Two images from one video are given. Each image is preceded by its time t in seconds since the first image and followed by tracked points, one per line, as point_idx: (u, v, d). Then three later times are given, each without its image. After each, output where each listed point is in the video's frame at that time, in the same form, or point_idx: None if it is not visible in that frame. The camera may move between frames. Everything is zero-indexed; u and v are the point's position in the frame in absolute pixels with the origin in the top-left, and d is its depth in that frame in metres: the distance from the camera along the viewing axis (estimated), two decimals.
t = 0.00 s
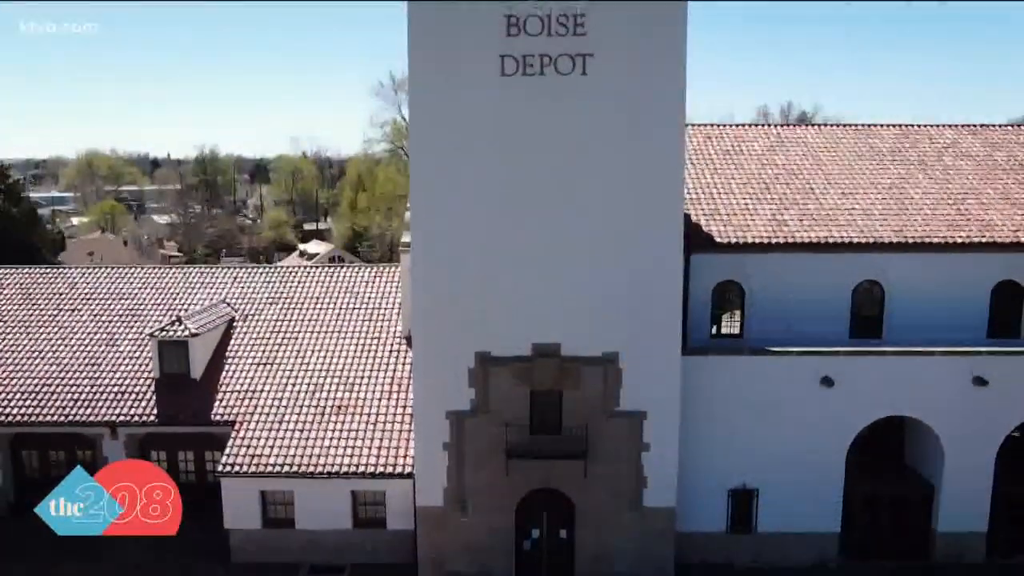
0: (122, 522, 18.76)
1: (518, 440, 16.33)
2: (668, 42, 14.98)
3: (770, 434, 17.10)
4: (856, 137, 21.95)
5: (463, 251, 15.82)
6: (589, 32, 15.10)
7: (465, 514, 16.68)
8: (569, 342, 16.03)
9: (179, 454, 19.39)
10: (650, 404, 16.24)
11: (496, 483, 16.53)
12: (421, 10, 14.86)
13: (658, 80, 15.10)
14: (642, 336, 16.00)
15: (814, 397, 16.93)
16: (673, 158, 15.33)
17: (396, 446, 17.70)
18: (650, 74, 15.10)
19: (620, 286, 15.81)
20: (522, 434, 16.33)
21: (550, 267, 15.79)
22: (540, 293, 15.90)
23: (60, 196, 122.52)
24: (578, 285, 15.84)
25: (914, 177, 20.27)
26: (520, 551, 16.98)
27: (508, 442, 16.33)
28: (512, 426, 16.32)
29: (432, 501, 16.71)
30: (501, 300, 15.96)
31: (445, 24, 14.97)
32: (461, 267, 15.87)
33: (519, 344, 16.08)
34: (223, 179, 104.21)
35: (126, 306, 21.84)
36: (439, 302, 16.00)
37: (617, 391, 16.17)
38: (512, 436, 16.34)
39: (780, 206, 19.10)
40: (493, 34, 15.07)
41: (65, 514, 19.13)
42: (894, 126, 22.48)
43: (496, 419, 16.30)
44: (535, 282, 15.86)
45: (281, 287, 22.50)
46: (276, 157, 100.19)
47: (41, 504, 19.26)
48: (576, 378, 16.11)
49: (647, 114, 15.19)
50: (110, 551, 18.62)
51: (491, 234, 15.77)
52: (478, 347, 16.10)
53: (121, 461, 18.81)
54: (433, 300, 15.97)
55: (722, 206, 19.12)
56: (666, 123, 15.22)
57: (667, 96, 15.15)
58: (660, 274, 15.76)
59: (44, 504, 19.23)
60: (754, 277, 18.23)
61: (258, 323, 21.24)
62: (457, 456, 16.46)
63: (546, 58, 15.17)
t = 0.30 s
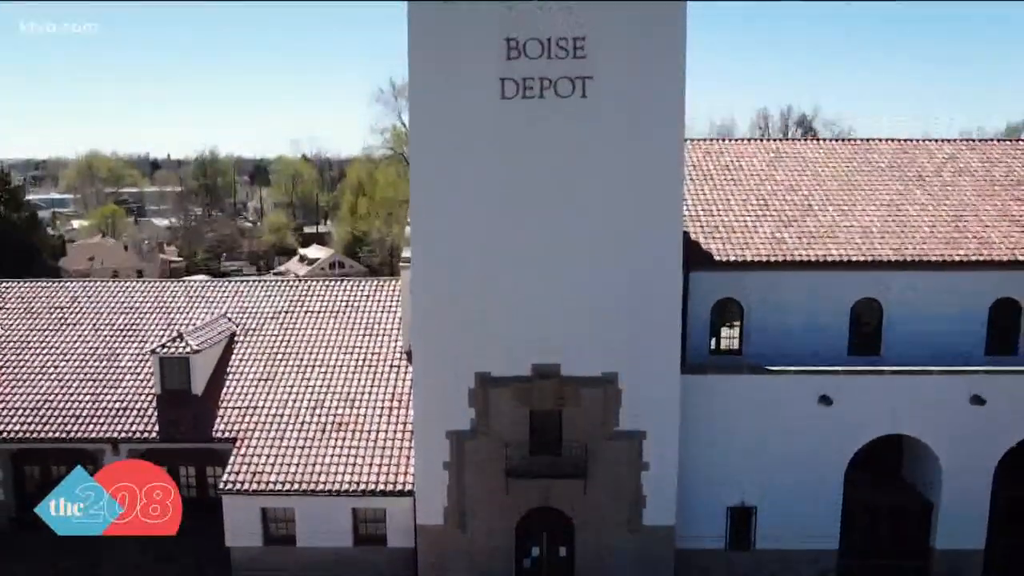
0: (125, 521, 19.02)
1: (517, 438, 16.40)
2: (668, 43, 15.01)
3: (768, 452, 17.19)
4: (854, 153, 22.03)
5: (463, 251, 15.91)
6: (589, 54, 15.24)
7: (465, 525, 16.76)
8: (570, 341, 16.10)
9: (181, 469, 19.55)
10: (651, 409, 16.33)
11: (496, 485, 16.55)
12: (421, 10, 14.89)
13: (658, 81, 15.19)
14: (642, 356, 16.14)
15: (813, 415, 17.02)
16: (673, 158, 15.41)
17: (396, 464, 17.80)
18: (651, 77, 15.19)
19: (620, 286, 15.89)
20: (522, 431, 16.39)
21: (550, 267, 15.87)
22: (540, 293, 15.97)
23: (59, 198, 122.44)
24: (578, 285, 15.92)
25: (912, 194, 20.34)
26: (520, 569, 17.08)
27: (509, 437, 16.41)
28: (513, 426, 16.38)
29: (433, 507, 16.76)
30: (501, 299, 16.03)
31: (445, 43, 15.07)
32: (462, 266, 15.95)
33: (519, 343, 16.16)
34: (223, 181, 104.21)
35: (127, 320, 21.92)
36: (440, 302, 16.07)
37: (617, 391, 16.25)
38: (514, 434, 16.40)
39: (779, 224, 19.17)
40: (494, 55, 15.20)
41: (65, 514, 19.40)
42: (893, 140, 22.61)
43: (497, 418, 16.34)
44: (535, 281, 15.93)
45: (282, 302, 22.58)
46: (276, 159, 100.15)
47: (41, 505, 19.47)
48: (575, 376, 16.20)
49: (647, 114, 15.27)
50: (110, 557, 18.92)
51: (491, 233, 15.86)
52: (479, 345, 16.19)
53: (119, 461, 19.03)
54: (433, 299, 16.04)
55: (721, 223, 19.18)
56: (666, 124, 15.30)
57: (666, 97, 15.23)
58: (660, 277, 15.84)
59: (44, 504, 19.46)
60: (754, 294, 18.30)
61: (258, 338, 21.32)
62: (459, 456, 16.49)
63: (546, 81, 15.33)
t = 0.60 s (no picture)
0: (126, 522, 19.02)
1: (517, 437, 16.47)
2: (668, 42, 15.09)
3: (767, 471, 17.28)
4: (852, 169, 22.12)
5: (463, 251, 15.99)
6: (588, 78, 15.39)
7: (467, 537, 16.87)
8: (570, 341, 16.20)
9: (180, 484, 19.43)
10: (651, 411, 16.42)
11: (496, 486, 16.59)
12: (421, 10, 15.00)
13: (657, 80, 15.29)
14: (641, 375, 16.29)
15: (812, 434, 17.11)
16: (672, 158, 15.52)
17: (395, 482, 17.92)
18: (650, 79, 15.30)
19: (620, 285, 15.99)
20: (522, 431, 16.45)
21: (550, 267, 15.97)
22: (540, 292, 16.06)
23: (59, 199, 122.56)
24: (578, 285, 16.01)
25: (910, 211, 20.42)
26: None
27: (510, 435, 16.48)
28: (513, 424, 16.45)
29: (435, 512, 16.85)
30: (501, 298, 16.11)
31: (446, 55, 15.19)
32: (462, 266, 16.02)
33: (520, 341, 16.24)
34: (223, 184, 104.32)
35: (129, 335, 22.03)
36: (440, 301, 16.15)
37: (617, 390, 16.35)
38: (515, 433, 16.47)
39: (778, 241, 19.26)
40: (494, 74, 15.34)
41: (65, 513, 19.31)
42: (892, 156, 22.71)
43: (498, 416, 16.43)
44: (536, 280, 16.01)
45: (283, 316, 22.69)
46: (275, 162, 100.24)
47: (41, 505, 19.42)
48: (576, 374, 16.31)
49: (646, 114, 15.38)
50: None
51: (491, 234, 15.94)
52: (479, 343, 16.27)
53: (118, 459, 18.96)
54: (434, 298, 16.12)
55: (720, 241, 19.28)
56: (665, 124, 15.40)
57: (666, 98, 15.34)
58: (660, 276, 15.94)
59: (44, 504, 19.40)
60: (752, 312, 18.39)
61: (259, 353, 21.43)
62: (460, 454, 16.57)
63: (546, 104, 15.49)
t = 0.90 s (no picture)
0: (127, 522, 19.11)
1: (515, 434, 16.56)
2: (667, 43, 15.13)
3: (764, 489, 17.40)
4: (851, 184, 22.20)
5: (461, 252, 16.08)
6: (587, 101, 15.52)
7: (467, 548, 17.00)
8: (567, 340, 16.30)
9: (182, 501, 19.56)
10: (650, 413, 16.51)
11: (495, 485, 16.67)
12: (421, 10, 15.07)
13: (657, 86, 15.38)
14: (639, 395, 16.47)
15: (810, 453, 17.22)
16: (670, 159, 15.62)
17: (395, 499, 18.04)
18: (646, 83, 15.39)
19: (619, 287, 16.07)
20: (521, 429, 16.54)
21: (548, 268, 16.06)
22: (538, 292, 16.15)
23: (59, 202, 122.62)
24: (576, 286, 16.10)
25: (908, 228, 20.50)
26: None
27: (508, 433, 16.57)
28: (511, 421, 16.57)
29: (434, 513, 16.96)
30: (498, 298, 16.20)
31: (446, 56, 15.23)
32: (460, 266, 16.10)
33: (517, 341, 16.34)
34: (223, 187, 104.36)
35: (130, 349, 22.12)
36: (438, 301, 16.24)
37: (615, 389, 16.46)
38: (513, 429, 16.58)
39: (775, 259, 19.36)
40: (493, 92, 15.49)
41: (65, 514, 19.29)
42: (892, 171, 22.80)
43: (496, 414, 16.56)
44: (534, 280, 16.10)
45: (284, 330, 22.80)
46: (276, 165, 100.25)
47: (41, 505, 19.43)
48: (573, 374, 16.42)
49: (643, 116, 15.48)
50: None
51: (489, 235, 16.03)
52: (477, 342, 16.37)
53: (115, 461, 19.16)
54: (431, 298, 16.21)
55: (718, 258, 19.39)
56: (662, 125, 15.51)
57: (662, 101, 15.44)
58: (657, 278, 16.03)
59: (44, 504, 19.41)
60: (751, 330, 18.49)
61: (260, 367, 21.53)
62: (458, 452, 16.67)
63: (546, 127, 15.62)
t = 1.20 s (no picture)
0: (128, 522, 19.05)
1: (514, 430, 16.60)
2: (667, 43, 15.10)
3: (762, 508, 17.52)
4: (850, 200, 22.27)
5: (461, 250, 16.02)
6: (586, 125, 15.59)
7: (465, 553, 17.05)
8: (567, 340, 16.27)
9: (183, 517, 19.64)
10: (648, 409, 16.57)
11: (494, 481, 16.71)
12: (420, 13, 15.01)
13: (657, 87, 15.39)
14: (637, 415, 16.59)
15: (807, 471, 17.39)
16: (670, 157, 15.61)
17: (393, 518, 18.13)
18: (645, 84, 15.38)
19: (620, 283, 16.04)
20: (520, 426, 16.60)
21: (549, 265, 16.04)
22: (538, 291, 16.13)
23: (59, 204, 122.63)
24: (576, 284, 16.07)
25: (906, 245, 20.57)
26: None
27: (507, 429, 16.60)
28: (511, 417, 16.58)
29: (433, 511, 16.98)
30: (499, 299, 16.18)
31: (446, 56, 15.19)
32: (459, 265, 16.05)
33: (516, 340, 16.31)
34: (223, 189, 104.43)
35: (131, 364, 22.19)
36: (438, 299, 16.16)
37: (614, 387, 16.46)
38: (512, 425, 16.61)
39: (774, 277, 19.42)
40: (494, 98, 15.43)
41: (65, 513, 19.11)
42: (891, 186, 22.88)
43: (495, 411, 16.55)
44: (534, 279, 16.07)
45: (285, 346, 22.87)
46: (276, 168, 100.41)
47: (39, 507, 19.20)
48: (573, 373, 16.41)
49: (642, 113, 15.47)
50: None
51: (489, 232, 15.97)
52: (477, 341, 16.35)
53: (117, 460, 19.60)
54: (431, 298, 16.14)
55: (717, 276, 19.45)
56: (661, 122, 15.50)
57: (661, 101, 15.42)
58: (656, 274, 16.06)
59: (43, 504, 19.18)
60: (750, 349, 18.59)
61: (260, 384, 21.59)
62: (458, 449, 16.69)
63: (545, 151, 15.74)
